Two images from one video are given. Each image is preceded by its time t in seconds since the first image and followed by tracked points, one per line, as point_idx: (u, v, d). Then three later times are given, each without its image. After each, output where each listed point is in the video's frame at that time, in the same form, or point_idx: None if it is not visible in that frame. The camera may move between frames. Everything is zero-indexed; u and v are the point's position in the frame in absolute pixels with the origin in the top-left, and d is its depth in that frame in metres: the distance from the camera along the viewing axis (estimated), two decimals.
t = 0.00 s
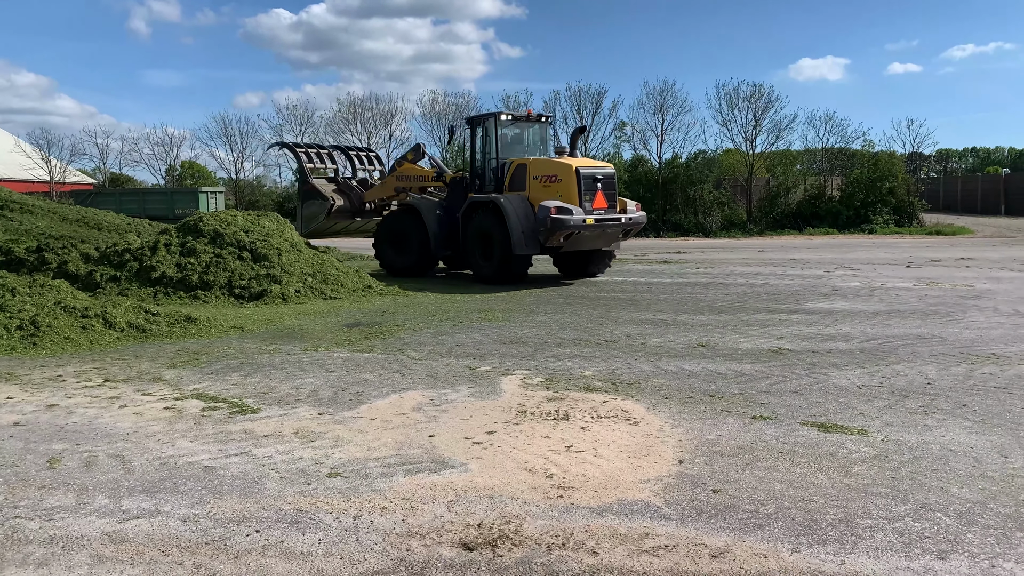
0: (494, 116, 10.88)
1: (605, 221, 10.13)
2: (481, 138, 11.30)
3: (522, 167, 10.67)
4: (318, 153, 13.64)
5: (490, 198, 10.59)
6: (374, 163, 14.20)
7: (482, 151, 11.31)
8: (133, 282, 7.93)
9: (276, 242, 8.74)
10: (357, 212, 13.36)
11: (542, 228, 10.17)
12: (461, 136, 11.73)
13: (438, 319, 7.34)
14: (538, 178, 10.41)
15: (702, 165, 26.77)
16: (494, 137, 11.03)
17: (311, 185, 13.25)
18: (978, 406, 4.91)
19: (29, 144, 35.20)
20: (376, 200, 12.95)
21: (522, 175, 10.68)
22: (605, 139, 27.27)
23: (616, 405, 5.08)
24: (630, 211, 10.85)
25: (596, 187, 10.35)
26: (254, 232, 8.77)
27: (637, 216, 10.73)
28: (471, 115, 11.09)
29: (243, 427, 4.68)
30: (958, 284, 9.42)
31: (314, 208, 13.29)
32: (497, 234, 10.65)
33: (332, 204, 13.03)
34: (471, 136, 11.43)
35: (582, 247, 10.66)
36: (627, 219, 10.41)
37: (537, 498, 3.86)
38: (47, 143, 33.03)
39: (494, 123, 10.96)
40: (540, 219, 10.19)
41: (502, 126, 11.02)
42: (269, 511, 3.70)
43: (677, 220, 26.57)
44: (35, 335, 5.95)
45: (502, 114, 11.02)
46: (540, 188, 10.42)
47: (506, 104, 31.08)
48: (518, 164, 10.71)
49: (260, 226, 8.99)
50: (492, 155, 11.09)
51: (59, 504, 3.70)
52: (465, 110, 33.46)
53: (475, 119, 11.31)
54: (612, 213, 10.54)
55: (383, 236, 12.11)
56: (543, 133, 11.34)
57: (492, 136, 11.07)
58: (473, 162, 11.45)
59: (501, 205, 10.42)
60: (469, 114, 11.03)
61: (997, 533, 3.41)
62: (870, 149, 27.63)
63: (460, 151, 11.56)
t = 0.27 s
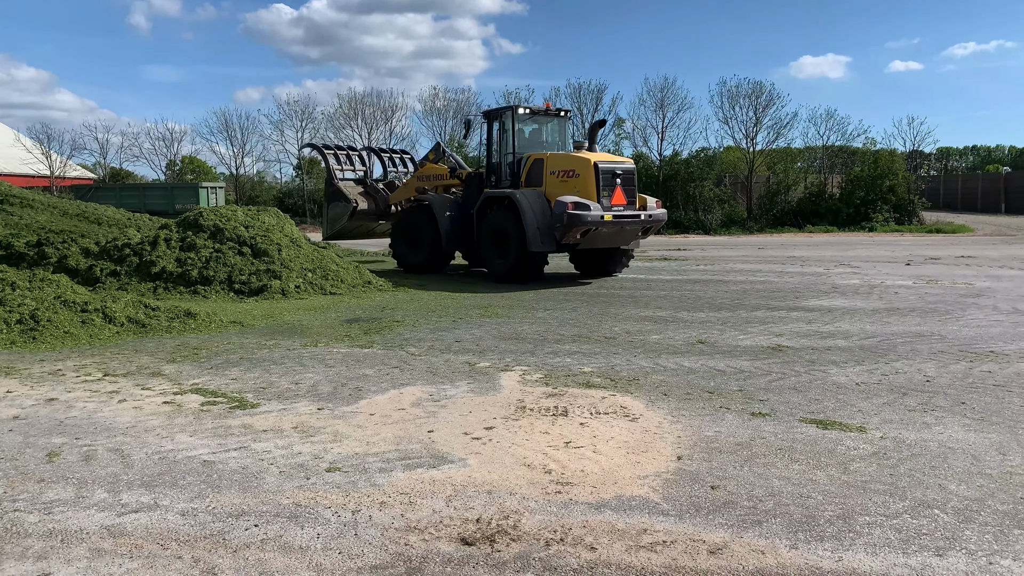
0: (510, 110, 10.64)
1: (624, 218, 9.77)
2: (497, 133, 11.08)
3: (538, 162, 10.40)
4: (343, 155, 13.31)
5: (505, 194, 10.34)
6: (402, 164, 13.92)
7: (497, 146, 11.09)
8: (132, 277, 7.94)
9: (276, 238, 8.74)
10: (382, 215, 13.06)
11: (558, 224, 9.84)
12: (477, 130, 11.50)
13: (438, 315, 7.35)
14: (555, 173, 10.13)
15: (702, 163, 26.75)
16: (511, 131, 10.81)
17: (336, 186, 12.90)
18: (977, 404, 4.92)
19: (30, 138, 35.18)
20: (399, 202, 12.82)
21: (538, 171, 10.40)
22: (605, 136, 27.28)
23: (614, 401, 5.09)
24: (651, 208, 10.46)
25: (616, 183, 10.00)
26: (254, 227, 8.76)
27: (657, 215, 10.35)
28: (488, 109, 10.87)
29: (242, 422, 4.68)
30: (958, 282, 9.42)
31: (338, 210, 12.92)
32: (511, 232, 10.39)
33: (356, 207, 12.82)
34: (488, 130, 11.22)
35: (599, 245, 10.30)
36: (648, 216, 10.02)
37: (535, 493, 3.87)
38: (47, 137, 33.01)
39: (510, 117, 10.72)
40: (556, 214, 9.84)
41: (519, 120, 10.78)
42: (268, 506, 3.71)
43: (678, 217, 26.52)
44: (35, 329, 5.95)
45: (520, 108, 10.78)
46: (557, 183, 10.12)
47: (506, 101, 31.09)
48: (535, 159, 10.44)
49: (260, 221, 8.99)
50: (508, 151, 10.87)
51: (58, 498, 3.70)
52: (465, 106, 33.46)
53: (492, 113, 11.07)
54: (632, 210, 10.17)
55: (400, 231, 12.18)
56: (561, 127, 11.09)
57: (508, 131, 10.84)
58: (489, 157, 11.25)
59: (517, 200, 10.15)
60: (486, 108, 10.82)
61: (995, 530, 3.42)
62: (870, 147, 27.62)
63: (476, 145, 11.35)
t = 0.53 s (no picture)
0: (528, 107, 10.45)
1: (648, 217, 9.52)
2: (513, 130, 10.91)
3: (557, 160, 10.17)
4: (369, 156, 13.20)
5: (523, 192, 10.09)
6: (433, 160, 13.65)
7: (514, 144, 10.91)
8: (134, 275, 7.95)
9: (277, 236, 8.74)
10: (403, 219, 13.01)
11: (581, 223, 9.56)
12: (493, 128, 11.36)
13: (439, 314, 7.35)
14: (577, 171, 9.87)
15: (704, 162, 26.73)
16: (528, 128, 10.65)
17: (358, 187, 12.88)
18: (978, 404, 4.91)
19: (31, 136, 35.18)
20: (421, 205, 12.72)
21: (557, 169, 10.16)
22: (607, 135, 27.26)
23: (616, 400, 5.09)
24: (673, 206, 10.21)
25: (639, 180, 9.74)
26: (256, 225, 8.76)
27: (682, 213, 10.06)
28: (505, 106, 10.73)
29: (244, 419, 4.69)
30: (959, 281, 9.41)
31: (358, 213, 12.93)
32: (530, 231, 10.14)
33: (377, 210, 12.79)
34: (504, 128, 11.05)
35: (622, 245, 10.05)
36: (671, 215, 9.77)
37: (536, 492, 3.87)
38: (48, 135, 33.00)
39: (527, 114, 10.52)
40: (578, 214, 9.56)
41: (536, 117, 10.59)
42: (268, 503, 3.71)
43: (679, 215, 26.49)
44: (37, 327, 5.96)
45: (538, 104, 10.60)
46: (578, 182, 9.87)
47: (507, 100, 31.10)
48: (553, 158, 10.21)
49: (261, 219, 8.99)
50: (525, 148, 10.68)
51: (59, 495, 3.71)
52: (467, 105, 33.45)
53: (508, 110, 10.87)
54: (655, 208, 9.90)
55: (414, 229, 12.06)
56: (578, 124, 10.90)
57: (525, 128, 10.65)
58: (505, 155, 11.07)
59: (535, 198, 9.90)
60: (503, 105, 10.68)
61: (996, 530, 3.41)
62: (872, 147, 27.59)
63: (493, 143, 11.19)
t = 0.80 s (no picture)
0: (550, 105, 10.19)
1: (676, 221, 9.28)
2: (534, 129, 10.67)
3: (581, 161, 9.91)
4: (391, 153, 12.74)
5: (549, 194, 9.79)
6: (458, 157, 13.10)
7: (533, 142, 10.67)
8: (137, 275, 7.96)
9: (280, 236, 8.74)
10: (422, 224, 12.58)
11: (609, 227, 9.28)
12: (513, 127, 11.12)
13: (441, 315, 7.35)
14: (602, 173, 9.60)
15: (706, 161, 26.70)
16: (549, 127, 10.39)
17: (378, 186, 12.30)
18: (981, 406, 4.91)
19: (34, 136, 35.23)
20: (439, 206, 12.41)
21: (581, 170, 9.89)
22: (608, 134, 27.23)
23: (617, 401, 5.09)
24: (701, 210, 10.00)
25: (667, 183, 9.49)
26: (258, 226, 8.76)
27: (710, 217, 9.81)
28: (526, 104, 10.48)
29: (246, 420, 4.69)
30: (961, 282, 9.40)
31: (376, 213, 12.49)
32: (554, 234, 9.84)
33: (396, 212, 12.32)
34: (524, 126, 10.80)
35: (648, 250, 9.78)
36: (700, 219, 9.52)
37: (538, 493, 3.87)
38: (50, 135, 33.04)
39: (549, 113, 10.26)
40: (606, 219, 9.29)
41: (558, 115, 10.32)
42: (271, 504, 3.71)
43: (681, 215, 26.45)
44: (40, 327, 5.97)
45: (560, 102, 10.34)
46: (603, 184, 9.61)
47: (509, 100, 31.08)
48: (576, 159, 9.95)
49: (264, 220, 8.99)
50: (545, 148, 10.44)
51: (62, 496, 3.72)
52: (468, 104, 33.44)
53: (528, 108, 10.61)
54: (683, 212, 9.65)
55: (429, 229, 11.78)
56: (599, 122, 10.65)
57: (545, 127, 10.40)
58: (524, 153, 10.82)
59: (561, 200, 9.60)
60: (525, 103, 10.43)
61: (998, 532, 3.41)
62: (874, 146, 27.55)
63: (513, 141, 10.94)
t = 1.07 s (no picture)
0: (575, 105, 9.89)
1: (712, 224, 8.98)
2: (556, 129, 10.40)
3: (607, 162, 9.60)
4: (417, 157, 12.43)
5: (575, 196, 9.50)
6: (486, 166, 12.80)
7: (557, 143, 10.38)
8: (140, 277, 7.97)
9: (283, 239, 8.74)
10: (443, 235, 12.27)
11: (642, 230, 8.99)
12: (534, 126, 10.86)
13: (444, 317, 7.35)
14: (632, 174, 9.28)
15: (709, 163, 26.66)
16: (572, 126, 10.10)
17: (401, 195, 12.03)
18: (984, 410, 4.89)
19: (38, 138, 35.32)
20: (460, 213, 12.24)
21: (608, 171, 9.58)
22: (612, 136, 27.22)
23: (620, 405, 5.08)
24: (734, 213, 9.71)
25: (700, 184, 9.18)
26: (262, 229, 8.77)
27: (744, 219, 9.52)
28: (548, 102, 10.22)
29: (249, 423, 4.70)
30: (965, 286, 9.37)
31: (398, 221, 12.20)
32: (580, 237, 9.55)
33: (419, 220, 12.07)
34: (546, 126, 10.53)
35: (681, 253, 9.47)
36: (735, 221, 9.22)
37: (541, 497, 3.87)
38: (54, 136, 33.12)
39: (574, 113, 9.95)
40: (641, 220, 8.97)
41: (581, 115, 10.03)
42: (273, 507, 3.71)
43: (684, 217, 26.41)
44: (44, 329, 5.98)
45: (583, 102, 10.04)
46: (633, 185, 9.29)
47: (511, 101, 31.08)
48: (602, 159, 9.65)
49: (267, 222, 8.99)
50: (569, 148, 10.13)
51: (66, 498, 3.72)
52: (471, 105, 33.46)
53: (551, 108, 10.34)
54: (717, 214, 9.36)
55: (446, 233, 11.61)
56: (623, 123, 10.34)
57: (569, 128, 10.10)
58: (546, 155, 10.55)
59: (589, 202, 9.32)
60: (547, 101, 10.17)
61: (1002, 538, 3.40)
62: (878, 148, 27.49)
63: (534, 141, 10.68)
